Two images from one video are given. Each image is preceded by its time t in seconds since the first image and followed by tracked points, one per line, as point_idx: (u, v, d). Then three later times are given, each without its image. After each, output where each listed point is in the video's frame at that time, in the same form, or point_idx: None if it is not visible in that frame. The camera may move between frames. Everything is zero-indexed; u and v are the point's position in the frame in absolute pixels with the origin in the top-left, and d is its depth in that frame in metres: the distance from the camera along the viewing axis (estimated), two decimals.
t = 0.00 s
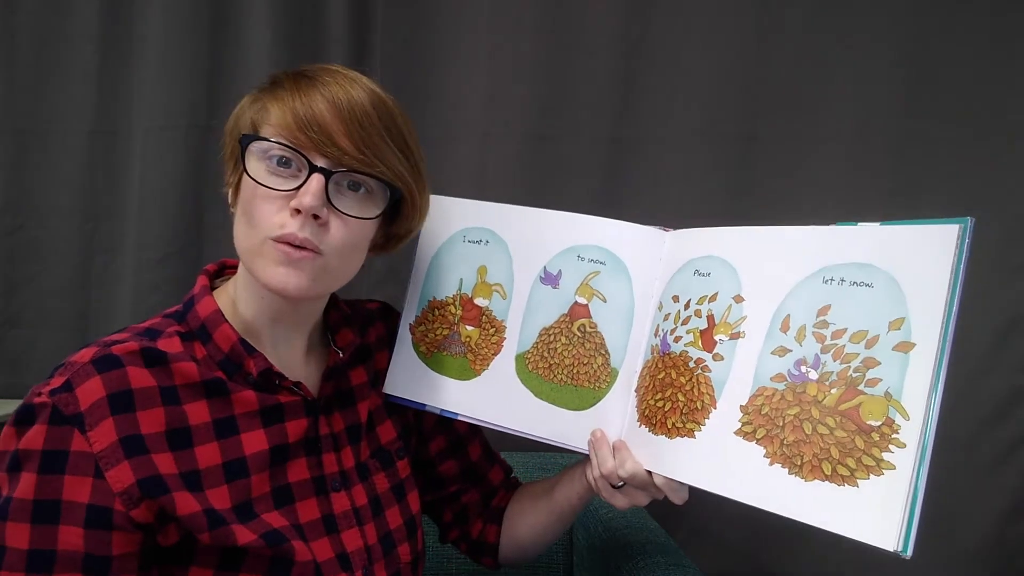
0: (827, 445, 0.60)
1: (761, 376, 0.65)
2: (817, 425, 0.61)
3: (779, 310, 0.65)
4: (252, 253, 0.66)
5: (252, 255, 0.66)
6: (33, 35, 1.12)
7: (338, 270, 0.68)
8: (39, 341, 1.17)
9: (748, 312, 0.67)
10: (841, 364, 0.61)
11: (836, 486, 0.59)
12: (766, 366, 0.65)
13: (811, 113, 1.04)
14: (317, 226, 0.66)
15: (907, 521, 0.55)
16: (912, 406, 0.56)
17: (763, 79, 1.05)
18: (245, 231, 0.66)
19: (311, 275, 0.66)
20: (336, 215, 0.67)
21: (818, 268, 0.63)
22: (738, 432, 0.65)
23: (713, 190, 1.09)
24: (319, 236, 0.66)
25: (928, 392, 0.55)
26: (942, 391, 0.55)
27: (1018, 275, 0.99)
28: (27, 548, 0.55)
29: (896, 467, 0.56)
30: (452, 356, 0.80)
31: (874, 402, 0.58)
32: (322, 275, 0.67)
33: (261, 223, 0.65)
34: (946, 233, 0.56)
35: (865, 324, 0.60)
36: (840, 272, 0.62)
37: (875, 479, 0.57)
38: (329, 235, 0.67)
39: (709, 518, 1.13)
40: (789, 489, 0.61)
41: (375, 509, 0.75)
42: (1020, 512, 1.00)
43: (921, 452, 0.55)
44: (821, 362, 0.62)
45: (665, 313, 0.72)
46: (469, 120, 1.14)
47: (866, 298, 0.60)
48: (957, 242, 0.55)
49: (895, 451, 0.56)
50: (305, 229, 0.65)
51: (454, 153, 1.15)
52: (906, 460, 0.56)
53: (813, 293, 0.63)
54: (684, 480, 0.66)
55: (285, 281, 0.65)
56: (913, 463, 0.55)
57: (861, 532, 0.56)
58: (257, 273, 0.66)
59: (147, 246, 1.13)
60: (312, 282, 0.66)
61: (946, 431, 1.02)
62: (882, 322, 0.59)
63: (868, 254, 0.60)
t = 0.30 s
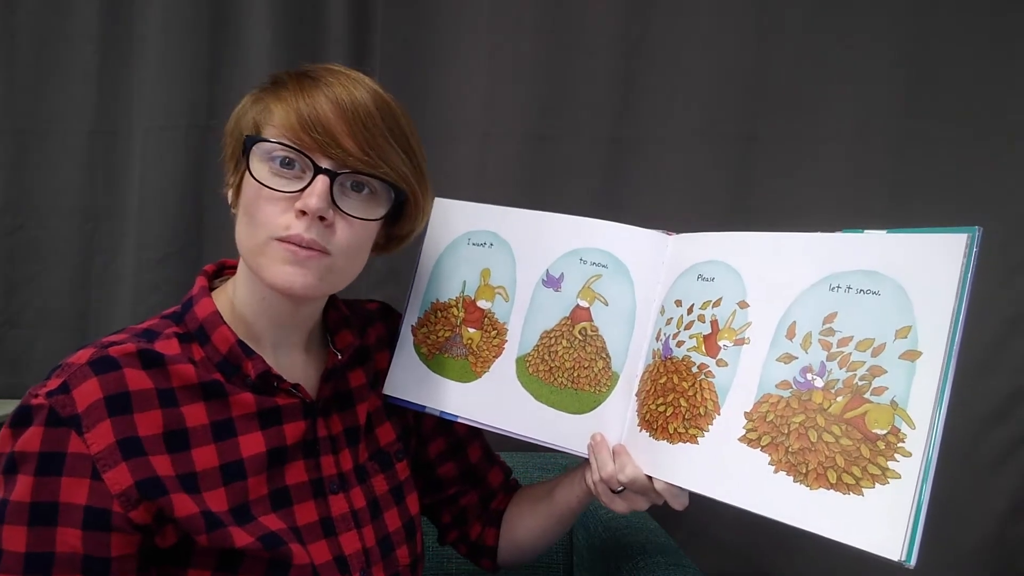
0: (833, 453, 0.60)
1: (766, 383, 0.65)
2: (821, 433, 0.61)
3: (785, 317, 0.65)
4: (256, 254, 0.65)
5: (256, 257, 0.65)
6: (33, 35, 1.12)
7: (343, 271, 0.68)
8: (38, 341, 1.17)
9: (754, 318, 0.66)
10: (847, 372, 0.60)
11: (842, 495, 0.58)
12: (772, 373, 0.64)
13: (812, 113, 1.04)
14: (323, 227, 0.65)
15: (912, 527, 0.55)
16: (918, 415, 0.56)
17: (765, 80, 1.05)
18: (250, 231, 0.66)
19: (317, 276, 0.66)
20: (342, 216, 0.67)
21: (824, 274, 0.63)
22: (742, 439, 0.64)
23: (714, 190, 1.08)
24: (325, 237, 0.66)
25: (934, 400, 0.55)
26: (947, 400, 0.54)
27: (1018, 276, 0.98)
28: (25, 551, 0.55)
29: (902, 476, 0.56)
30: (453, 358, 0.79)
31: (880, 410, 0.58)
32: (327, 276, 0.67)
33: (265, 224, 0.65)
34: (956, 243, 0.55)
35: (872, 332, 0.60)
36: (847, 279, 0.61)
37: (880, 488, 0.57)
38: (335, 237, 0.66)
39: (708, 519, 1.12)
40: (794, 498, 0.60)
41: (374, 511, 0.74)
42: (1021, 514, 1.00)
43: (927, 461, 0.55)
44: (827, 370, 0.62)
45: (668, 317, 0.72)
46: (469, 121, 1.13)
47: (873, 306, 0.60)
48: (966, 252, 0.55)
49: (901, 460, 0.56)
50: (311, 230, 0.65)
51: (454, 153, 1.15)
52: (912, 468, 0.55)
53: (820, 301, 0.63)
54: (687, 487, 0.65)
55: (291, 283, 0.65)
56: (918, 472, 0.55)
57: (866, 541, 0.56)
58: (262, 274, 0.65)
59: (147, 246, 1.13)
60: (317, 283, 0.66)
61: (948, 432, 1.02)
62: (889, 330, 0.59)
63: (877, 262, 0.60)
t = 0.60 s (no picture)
0: (827, 453, 0.60)
1: (761, 380, 0.65)
2: (816, 432, 0.61)
3: (779, 314, 0.65)
4: (265, 251, 0.66)
5: (264, 252, 0.66)
6: (33, 36, 1.12)
7: (350, 260, 0.71)
8: (39, 341, 1.17)
9: (748, 315, 0.66)
10: (842, 370, 0.60)
11: (836, 494, 0.58)
12: (766, 370, 0.64)
13: (811, 113, 1.04)
14: (332, 217, 0.67)
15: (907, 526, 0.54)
16: (914, 414, 0.56)
17: (763, 80, 1.05)
18: (254, 229, 0.66)
19: (328, 267, 0.68)
20: (347, 206, 0.69)
21: (818, 270, 0.63)
22: (737, 438, 0.64)
23: (713, 190, 1.08)
24: (335, 228, 0.68)
25: (930, 399, 0.55)
26: (943, 399, 0.54)
27: (1018, 276, 0.98)
28: (39, 563, 0.55)
29: (897, 476, 0.56)
30: (448, 356, 0.79)
31: (875, 409, 0.58)
32: (337, 266, 0.69)
33: (272, 220, 0.65)
34: (950, 239, 0.55)
35: (867, 330, 0.60)
36: (842, 275, 0.61)
37: (874, 487, 0.57)
38: (343, 226, 0.68)
39: (708, 518, 1.12)
40: (789, 497, 0.60)
41: (371, 510, 0.74)
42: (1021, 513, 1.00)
43: (923, 460, 0.55)
44: (821, 368, 0.62)
45: (663, 314, 0.72)
46: (469, 121, 1.14)
47: (868, 304, 0.60)
48: (962, 248, 0.54)
49: (896, 460, 0.56)
50: (321, 222, 0.66)
51: (453, 153, 1.15)
52: (907, 467, 0.55)
53: (814, 297, 0.63)
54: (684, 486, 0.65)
55: (304, 276, 0.66)
56: (914, 471, 0.55)
57: (861, 541, 0.56)
58: (271, 271, 0.66)
59: (146, 246, 1.13)
60: (328, 275, 0.68)
61: (948, 431, 1.01)
62: (884, 328, 0.58)
63: (872, 259, 0.60)
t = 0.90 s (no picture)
0: (822, 447, 0.60)
1: (756, 374, 0.65)
2: (810, 426, 0.61)
3: (774, 309, 0.65)
4: (273, 242, 0.66)
5: (272, 242, 0.66)
6: (36, 37, 1.13)
7: (350, 237, 0.73)
8: (39, 341, 1.18)
9: (742, 310, 0.67)
10: (836, 364, 0.61)
11: (831, 488, 0.59)
12: (761, 364, 0.65)
13: (809, 113, 1.04)
14: (334, 196, 0.69)
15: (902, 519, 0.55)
16: (908, 408, 0.56)
17: (763, 79, 1.05)
18: (258, 222, 0.66)
19: (336, 246, 0.70)
20: (343, 185, 0.71)
21: (811, 265, 0.63)
22: (732, 432, 0.64)
23: (711, 190, 1.08)
24: (337, 205, 0.69)
25: (923, 393, 0.55)
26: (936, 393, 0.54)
27: (1017, 274, 0.99)
28: (37, 568, 0.56)
29: (891, 470, 0.56)
30: (443, 353, 0.80)
31: (869, 403, 0.58)
32: (343, 244, 0.71)
33: (276, 209, 0.66)
34: (945, 234, 0.55)
35: (860, 324, 0.60)
36: (836, 270, 0.61)
37: (869, 481, 0.57)
38: (344, 204, 0.70)
39: (708, 518, 1.12)
40: (784, 491, 0.61)
41: (370, 507, 0.75)
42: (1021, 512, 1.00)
43: (917, 454, 0.55)
44: (816, 362, 0.62)
45: (657, 309, 0.72)
46: (468, 121, 1.14)
47: (862, 297, 0.60)
48: (955, 242, 0.54)
49: (890, 453, 0.56)
50: (326, 201, 0.68)
51: (453, 154, 1.15)
52: (902, 461, 0.55)
53: (809, 292, 0.63)
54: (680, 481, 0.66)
55: (318, 257, 0.68)
56: (908, 464, 0.55)
57: (857, 534, 0.56)
58: (282, 258, 0.67)
59: (147, 246, 1.14)
60: (337, 254, 0.69)
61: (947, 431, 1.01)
62: (877, 323, 0.58)
63: (865, 252, 0.60)
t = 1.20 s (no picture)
0: (809, 425, 0.60)
1: (742, 357, 0.65)
2: (797, 405, 0.61)
3: (758, 292, 0.65)
4: (267, 243, 0.66)
5: (265, 244, 0.66)
6: (37, 38, 1.14)
7: (344, 238, 0.73)
8: (39, 341, 1.18)
9: (728, 296, 0.67)
10: (821, 343, 0.60)
11: (818, 465, 0.58)
12: (747, 347, 0.65)
13: (806, 111, 1.04)
14: (328, 197, 0.69)
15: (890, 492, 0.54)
16: (891, 381, 0.55)
17: (760, 78, 1.05)
18: (251, 224, 0.66)
19: (331, 247, 0.70)
20: (336, 187, 0.71)
21: (794, 248, 0.63)
22: (722, 416, 0.64)
23: (709, 188, 1.09)
24: (331, 207, 0.70)
25: (906, 367, 0.55)
26: (919, 366, 0.54)
27: (1017, 274, 0.98)
28: (33, 567, 0.55)
29: (876, 443, 0.56)
30: (435, 351, 0.80)
31: (853, 379, 0.58)
32: (337, 245, 0.71)
33: (270, 211, 0.66)
34: (921, 210, 0.55)
35: (843, 302, 0.59)
36: (818, 252, 0.62)
37: (855, 456, 0.56)
38: (337, 205, 0.71)
39: (708, 518, 1.11)
40: (771, 470, 0.60)
41: (364, 505, 0.75)
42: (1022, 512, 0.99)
43: (902, 427, 0.54)
44: (800, 342, 0.62)
45: (647, 299, 0.72)
46: (467, 121, 1.14)
47: (844, 277, 0.60)
48: (932, 218, 0.54)
49: (875, 427, 0.56)
50: (319, 203, 0.68)
51: (452, 154, 1.15)
52: (886, 434, 0.55)
53: (792, 274, 0.63)
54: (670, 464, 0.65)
55: (313, 260, 0.68)
56: (893, 437, 0.55)
57: (844, 509, 0.56)
58: (276, 260, 0.67)
59: (147, 246, 1.14)
60: (331, 255, 0.70)
61: (947, 429, 1.01)
62: (860, 301, 0.58)
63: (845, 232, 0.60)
